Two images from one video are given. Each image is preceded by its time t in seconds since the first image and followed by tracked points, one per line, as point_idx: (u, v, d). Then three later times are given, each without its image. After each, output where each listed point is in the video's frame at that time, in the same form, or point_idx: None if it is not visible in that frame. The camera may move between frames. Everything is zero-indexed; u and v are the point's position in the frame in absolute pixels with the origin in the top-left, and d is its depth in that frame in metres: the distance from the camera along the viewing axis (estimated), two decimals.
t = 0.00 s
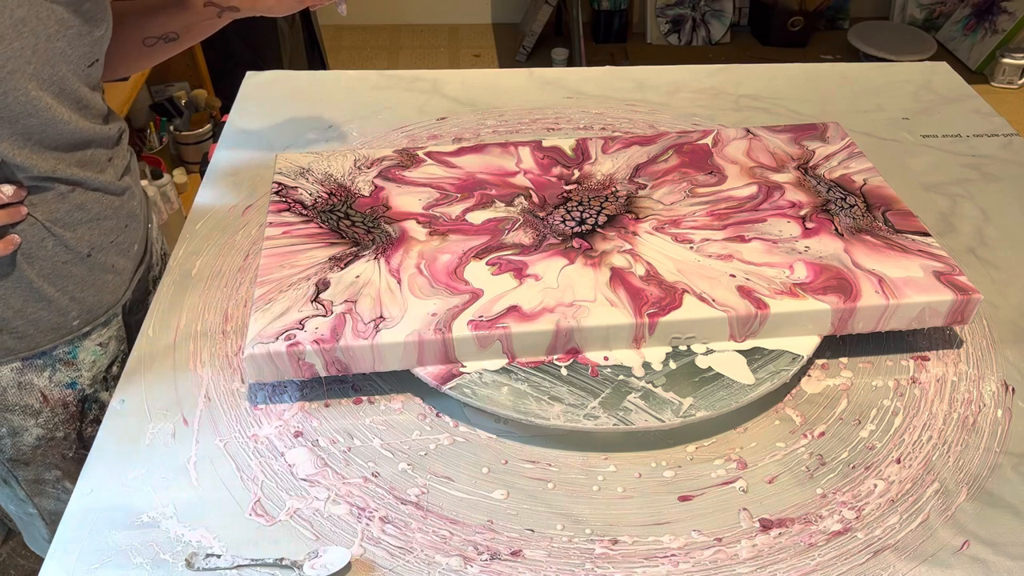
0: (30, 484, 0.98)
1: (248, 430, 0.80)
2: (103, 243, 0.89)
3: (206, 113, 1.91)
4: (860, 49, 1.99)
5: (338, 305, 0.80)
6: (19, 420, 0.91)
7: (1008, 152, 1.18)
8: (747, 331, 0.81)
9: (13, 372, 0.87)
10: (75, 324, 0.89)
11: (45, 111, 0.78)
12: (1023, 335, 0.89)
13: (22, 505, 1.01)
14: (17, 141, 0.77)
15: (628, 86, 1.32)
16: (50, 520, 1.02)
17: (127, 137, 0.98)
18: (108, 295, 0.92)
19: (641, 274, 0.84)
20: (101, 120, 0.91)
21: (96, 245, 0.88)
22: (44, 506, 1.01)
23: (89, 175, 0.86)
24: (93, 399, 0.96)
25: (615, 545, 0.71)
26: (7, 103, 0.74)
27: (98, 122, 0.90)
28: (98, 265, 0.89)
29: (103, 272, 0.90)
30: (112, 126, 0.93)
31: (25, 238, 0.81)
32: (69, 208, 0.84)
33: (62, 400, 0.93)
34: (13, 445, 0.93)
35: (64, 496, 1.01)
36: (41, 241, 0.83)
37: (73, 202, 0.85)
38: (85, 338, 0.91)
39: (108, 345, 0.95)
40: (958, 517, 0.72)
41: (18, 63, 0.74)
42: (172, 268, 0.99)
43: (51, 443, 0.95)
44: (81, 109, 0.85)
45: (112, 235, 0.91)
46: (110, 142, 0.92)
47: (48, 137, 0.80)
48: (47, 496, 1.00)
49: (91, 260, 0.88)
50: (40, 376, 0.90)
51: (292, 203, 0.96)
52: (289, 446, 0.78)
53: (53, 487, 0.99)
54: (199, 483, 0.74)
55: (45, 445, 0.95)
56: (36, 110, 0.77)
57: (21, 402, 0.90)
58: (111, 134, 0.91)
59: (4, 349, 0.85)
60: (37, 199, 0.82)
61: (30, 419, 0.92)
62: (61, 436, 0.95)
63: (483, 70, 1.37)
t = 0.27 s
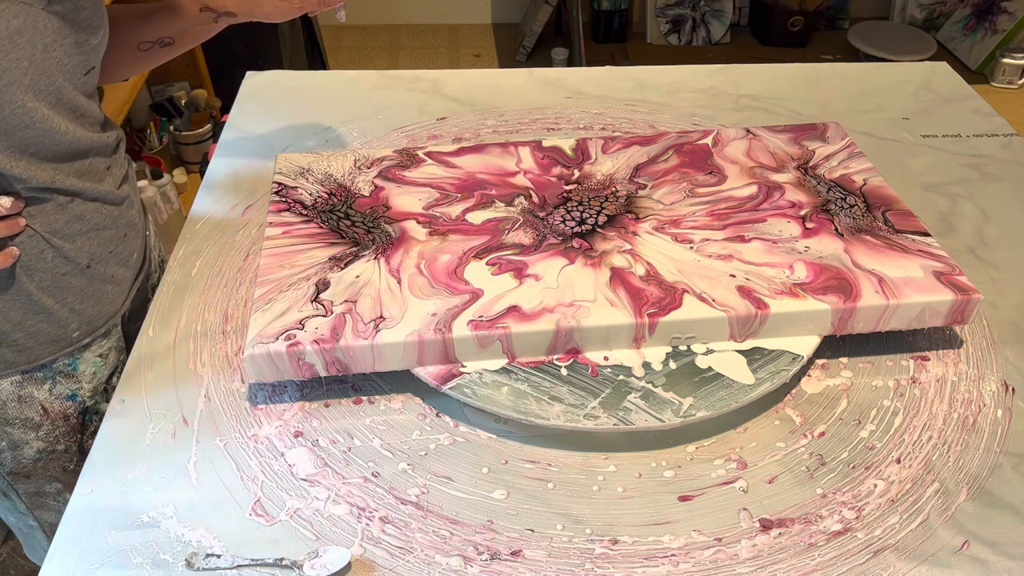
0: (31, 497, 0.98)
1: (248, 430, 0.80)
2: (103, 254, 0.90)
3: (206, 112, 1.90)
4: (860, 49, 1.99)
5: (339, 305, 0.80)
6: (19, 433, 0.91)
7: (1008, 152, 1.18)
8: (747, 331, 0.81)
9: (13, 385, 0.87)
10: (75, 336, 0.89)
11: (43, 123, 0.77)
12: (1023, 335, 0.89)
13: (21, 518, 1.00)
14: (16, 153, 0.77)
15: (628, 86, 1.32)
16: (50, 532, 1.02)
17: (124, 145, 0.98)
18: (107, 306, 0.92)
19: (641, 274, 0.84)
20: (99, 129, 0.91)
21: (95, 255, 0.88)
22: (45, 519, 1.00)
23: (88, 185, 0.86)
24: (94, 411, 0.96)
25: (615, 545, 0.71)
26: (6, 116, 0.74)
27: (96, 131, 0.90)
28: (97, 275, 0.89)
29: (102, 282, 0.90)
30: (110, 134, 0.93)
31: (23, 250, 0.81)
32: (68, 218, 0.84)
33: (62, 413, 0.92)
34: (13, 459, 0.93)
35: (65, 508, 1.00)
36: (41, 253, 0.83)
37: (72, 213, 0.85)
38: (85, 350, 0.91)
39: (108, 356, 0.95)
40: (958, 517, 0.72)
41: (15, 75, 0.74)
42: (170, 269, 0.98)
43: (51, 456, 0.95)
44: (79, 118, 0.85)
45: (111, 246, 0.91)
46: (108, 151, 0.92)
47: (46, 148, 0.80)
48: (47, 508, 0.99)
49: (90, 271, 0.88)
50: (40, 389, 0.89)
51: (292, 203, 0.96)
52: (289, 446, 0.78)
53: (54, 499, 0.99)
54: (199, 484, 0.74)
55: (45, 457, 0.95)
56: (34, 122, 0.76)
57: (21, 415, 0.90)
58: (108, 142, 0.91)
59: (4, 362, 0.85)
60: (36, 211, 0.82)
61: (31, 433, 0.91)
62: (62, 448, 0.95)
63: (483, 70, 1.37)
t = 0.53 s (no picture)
0: (29, 506, 0.97)
1: (248, 430, 0.80)
2: (100, 261, 0.90)
3: (206, 112, 1.90)
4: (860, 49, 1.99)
5: (340, 305, 0.80)
6: (17, 442, 0.90)
7: (1008, 152, 1.18)
8: (747, 331, 0.81)
9: (11, 395, 0.87)
10: (72, 345, 0.89)
11: (40, 131, 0.77)
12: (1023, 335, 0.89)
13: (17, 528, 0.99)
14: (12, 161, 0.77)
15: (628, 86, 1.32)
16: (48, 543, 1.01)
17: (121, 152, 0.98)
18: (105, 314, 0.92)
19: (641, 274, 0.84)
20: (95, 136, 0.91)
21: (92, 263, 0.88)
22: (43, 530, 0.99)
23: (84, 192, 0.86)
24: (92, 420, 0.95)
25: (615, 545, 0.71)
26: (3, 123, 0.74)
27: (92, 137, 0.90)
28: (95, 283, 0.89)
29: (100, 289, 0.90)
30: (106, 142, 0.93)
31: (20, 258, 0.81)
32: (64, 226, 0.84)
33: (60, 421, 0.92)
34: (11, 469, 0.92)
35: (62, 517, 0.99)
36: (38, 261, 0.83)
37: (68, 221, 0.85)
38: (82, 358, 0.91)
39: (106, 364, 0.95)
40: (958, 517, 0.72)
41: (13, 83, 0.74)
42: (170, 269, 0.98)
43: (49, 465, 0.94)
44: (75, 125, 0.85)
45: (107, 253, 0.91)
46: (104, 158, 0.92)
47: (43, 155, 0.80)
48: (45, 518, 0.99)
49: (88, 278, 0.88)
50: (37, 398, 0.89)
51: (292, 203, 0.96)
52: (289, 446, 0.78)
53: (53, 508, 0.98)
54: (199, 484, 0.74)
55: (43, 467, 0.94)
56: (30, 130, 0.76)
57: (19, 425, 0.89)
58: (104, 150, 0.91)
59: (2, 372, 0.85)
60: (33, 219, 0.82)
61: (29, 442, 0.91)
62: (60, 457, 0.94)
63: (483, 70, 1.37)
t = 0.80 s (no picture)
0: (29, 510, 0.96)
1: (248, 430, 0.80)
2: (99, 263, 0.90)
3: (206, 113, 1.90)
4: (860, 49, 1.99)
5: (341, 305, 0.80)
6: (16, 446, 0.90)
7: (1008, 152, 1.18)
8: (747, 331, 0.81)
9: (10, 398, 0.86)
10: (71, 348, 0.89)
11: (39, 134, 0.78)
12: (1023, 335, 0.89)
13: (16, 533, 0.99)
14: (10, 163, 0.77)
15: (628, 86, 1.32)
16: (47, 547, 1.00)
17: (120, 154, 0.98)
18: (105, 316, 0.92)
19: (641, 274, 0.84)
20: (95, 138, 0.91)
21: (91, 265, 0.89)
22: (42, 534, 0.99)
23: (82, 195, 0.87)
24: (91, 423, 0.95)
25: (615, 545, 0.71)
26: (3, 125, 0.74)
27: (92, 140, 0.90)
28: (94, 285, 0.89)
29: (99, 292, 0.90)
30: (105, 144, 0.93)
31: (19, 261, 0.82)
32: (63, 229, 0.85)
33: (60, 425, 0.91)
34: (10, 472, 0.92)
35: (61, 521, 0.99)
36: (35, 264, 0.83)
37: (67, 223, 0.85)
38: (82, 361, 0.91)
39: (106, 366, 0.94)
40: (958, 517, 0.72)
41: (12, 85, 0.74)
42: (170, 269, 0.98)
43: (49, 469, 0.94)
44: (74, 128, 0.85)
45: (106, 256, 0.91)
46: (103, 160, 0.92)
47: (42, 158, 0.80)
48: (44, 522, 0.98)
49: (87, 281, 0.88)
50: (36, 401, 0.89)
51: (292, 203, 0.96)
52: (289, 446, 0.78)
53: (52, 512, 0.98)
54: (199, 483, 0.74)
55: (43, 470, 0.94)
56: (29, 132, 0.77)
57: (18, 428, 0.89)
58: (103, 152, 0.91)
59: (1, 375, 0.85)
60: (31, 221, 0.82)
61: (28, 446, 0.91)
62: (60, 461, 0.94)
63: (483, 70, 1.37)
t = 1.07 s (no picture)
0: (30, 510, 0.97)
1: (248, 430, 0.80)
2: (99, 263, 0.90)
3: (206, 113, 1.90)
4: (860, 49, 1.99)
5: (342, 305, 0.80)
6: (16, 446, 0.90)
7: (1008, 152, 1.18)
8: (747, 331, 0.81)
9: (11, 398, 0.86)
10: (72, 348, 0.89)
11: (38, 133, 0.77)
12: (1023, 335, 0.89)
13: (18, 532, 0.99)
14: (9, 163, 0.77)
15: (628, 86, 1.32)
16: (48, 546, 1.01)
17: (121, 154, 0.98)
18: (106, 317, 0.92)
19: (641, 274, 0.84)
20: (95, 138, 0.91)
21: (92, 265, 0.88)
22: (43, 533, 0.99)
23: (83, 195, 0.87)
24: (92, 423, 0.95)
25: (615, 545, 0.71)
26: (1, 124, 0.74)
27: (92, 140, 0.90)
28: (94, 285, 0.89)
29: (100, 292, 0.90)
30: (106, 143, 0.93)
31: (19, 261, 0.82)
32: (63, 229, 0.85)
33: (60, 425, 0.91)
34: (11, 472, 0.92)
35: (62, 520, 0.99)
36: (35, 264, 0.83)
37: (67, 223, 0.85)
38: (82, 360, 0.91)
39: (107, 366, 0.94)
40: (958, 517, 0.72)
41: (10, 85, 0.74)
42: (171, 269, 0.98)
43: (49, 469, 0.94)
44: (73, 128, 0.85)
45: (107, 256, 0.91)
46: (104, 160, 0.92)
47: (41, 157, 0.80)
48: (46, 521, 0.98)
49: (87, 281, 0.88)
50: (37, 401, 0.89)
51: (292, 203, 0.96)
52: (289, 446, 0.78)
53: (53, 512, 0.98)
54: (200, 483, 0.74)
55: (43, 470, 0.94)
56: (28, 132, 0.76)
57: (19, 428, 0.89)
58: (104, 152, 0.91)
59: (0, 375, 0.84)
60: (30, 221, 0.82)
61: (28, 445, 0.90)
62: (60, 460, 0.94)
63: (483, 70, 1.37)
